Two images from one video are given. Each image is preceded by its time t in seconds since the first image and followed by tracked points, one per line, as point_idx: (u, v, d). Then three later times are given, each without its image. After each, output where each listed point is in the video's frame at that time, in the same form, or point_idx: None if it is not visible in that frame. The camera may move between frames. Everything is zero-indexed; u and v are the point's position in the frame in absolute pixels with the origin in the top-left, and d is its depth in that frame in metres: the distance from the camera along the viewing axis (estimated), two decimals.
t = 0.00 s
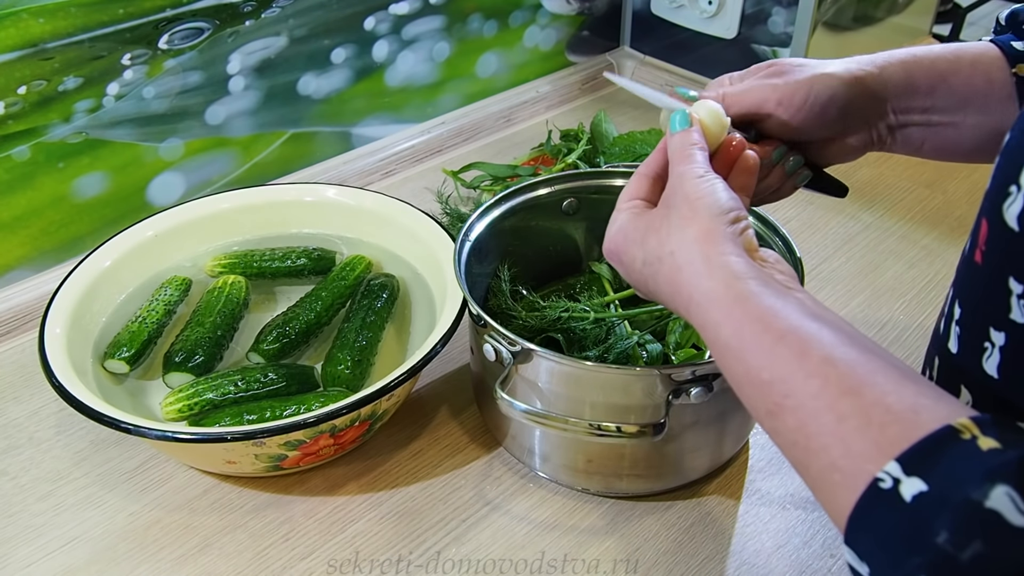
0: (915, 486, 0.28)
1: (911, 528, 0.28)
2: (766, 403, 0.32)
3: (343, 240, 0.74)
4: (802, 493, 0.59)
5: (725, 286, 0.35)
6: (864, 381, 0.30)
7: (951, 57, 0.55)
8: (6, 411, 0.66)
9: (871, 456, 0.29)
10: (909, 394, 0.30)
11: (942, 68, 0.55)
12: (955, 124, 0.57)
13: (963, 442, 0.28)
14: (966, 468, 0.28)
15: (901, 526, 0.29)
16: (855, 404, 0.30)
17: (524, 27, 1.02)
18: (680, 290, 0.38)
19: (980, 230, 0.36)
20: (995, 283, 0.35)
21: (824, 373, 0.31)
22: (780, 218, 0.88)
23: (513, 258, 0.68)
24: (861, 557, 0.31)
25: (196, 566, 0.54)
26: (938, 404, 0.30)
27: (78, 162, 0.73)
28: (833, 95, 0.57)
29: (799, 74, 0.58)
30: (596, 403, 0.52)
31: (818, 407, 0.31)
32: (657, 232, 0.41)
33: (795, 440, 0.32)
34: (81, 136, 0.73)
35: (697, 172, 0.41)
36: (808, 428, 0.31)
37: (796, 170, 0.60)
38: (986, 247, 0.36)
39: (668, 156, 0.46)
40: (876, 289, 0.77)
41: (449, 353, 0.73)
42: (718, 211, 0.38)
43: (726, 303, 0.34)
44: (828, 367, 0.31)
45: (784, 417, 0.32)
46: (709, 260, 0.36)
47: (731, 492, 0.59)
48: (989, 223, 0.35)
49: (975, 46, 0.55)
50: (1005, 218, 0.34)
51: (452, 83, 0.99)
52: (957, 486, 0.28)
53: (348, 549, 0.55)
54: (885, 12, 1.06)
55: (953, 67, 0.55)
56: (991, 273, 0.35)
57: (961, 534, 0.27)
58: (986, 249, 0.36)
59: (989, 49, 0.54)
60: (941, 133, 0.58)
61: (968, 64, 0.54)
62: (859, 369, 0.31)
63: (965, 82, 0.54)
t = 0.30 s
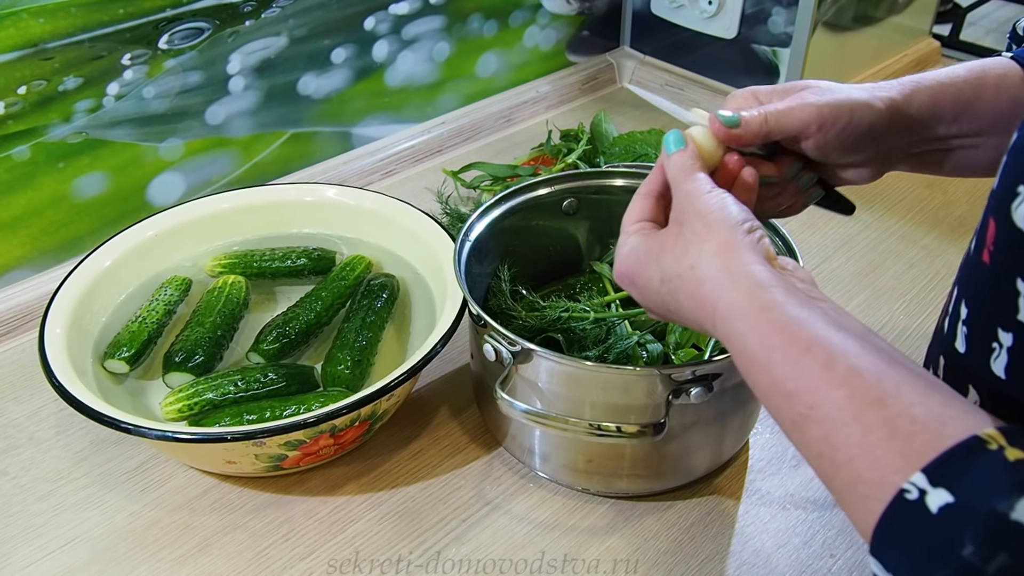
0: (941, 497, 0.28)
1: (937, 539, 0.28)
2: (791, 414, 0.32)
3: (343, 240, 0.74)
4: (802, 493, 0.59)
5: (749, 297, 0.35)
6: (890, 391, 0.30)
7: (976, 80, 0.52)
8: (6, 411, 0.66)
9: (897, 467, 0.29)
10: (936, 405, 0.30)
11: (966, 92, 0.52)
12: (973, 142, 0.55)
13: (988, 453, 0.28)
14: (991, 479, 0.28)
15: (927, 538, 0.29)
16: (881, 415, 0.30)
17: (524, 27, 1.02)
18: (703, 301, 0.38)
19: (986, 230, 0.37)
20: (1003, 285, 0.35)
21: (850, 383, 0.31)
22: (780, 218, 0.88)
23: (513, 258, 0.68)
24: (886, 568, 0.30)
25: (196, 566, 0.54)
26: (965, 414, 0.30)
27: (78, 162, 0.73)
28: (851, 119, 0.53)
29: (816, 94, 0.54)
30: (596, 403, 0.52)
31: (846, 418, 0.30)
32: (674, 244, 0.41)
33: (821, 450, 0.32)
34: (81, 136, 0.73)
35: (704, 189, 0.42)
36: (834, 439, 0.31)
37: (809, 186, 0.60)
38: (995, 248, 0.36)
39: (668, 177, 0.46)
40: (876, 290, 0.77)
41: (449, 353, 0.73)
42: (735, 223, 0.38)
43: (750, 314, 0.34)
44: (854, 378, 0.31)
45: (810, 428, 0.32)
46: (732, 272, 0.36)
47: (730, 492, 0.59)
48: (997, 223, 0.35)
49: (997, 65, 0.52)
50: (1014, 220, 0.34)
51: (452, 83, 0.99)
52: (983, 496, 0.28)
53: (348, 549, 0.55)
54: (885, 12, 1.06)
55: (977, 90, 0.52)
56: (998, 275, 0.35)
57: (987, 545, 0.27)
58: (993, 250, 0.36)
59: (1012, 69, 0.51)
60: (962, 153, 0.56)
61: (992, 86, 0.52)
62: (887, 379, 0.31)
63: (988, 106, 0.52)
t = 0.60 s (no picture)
0: (932, 488, 0.28)
1: (928, 531, 0.28)
2: (779, 406, 0.32)
3: (343, 239, 0.74)
4: (802, 493, 0.59)
5: (738, 289, 0.35)
6: (878, 384, 0.30)
7: (959, 93, 0.54)
8: (6, 411, 0.66)
9: (886, 458, 0.29)
10: (924, 398, 0.30)
11: (949, 105, 0.55)
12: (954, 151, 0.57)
13: (976, 445, 0.28)
14: (981, 471, 0.28)
15: (918, 529, 0.29)
16: (869, 407, 0.30)
17: (524, 27, 1.02)
18: (692, 295, 0.38)
19: (985, 236, 0.37)
20: (999, 290, 0.35)
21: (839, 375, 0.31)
22: (780, 218, 0.88)
23: (513, 258, 0.68)
24: (877, 559, 0.30)
25: (196, 565, 0.54)
26: (960, 409, 0.30)
27: (77, 162, 0.73)
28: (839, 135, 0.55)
29: (803, 111, 0.54)
30: (597, 403, 0.52)
31: (834, 410, 0.31)
32: (666, 238, 0.41)
33: (809, 442, 0.32)
34: (81, 136, 0.73)
35: (697, 180, 0.42)
36: (822, 431, 0.31)
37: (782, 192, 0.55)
38: (992, 254, 0.36)
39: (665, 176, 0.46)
40: (877, 290, 0.77)
41: (449, 353, 0.73)
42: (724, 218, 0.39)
43: (739, 307, 0.34)
44: (842, 370, 0.31)
45: (799, 419, 0.32)
46: (720, 266, 0.36)
47: (730, 492, 0.59)
48: (995, 229, 0.35)
49: (980, 73, 0.54)
50: (1011, 225, 0.34)
51: (452, 83, 0.99)
52: (974, 488, 0.28)
53: (348, 549, 0.55)
54: (885, 11, 1.06)
55: (960, 104, 0.54)
56: (995, 280, 0.36)
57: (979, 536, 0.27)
58: (990, 255, 0.36)
59: (995, 77, 0.54)
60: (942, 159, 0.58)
61: (975, 98, 0.54)
62: (875, 372, 0.31)
63: (971, 121, 0.55)
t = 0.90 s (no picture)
0: (908, 467, 0.29)
1: (900, 508, 0.29)
2: (770, 387, 0.33)
3: (343, 240, 0.74)
4: (802, 493, 0.59)
5: (736, 273, 0.35)
6: (866, 369, 0.31)
7: (942, 112, 0.54)
8: (6, 411, 0.66)
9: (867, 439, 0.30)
10: (908, 384, 0.31)
11: (931, 124, 0.54)
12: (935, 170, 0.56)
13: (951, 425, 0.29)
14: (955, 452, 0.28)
15: (892, 505, 0.29)
16: (856, 390, 0.30)
17: (524, 27, 1.02)
18: (693, 282, 0.38)
19: (960, 233, 0.36)
20: (976, 287, 0.35)
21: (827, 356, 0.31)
22: (780, 219, 0.88)
23: (513, 259, 0.68)
24: (853, 536, 0.31)
25: (196, 565, 0.54)
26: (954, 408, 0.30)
27: (77, 162, 0.73)
28: (815, 159, 0.55)
29: (780, 138, 0.55)
30: (597, 403, 0.52)
31: (822, 391, 0.31)
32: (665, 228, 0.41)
33: (796, 424, 0.32)
34: (81, 136, 0.73)
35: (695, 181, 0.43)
36: (809, 413, 0.31)
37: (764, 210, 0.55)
38: (965, 250, 0.35)
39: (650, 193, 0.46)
40: (877, 290, 0.77)
41: (449, 353, 0.73)
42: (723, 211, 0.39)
43: (736, 290, 0.35)
44: (832, 354, 0.31)
45: (787, 400, 0.32)
46: (719, 253, 0.37)
47: (730, 492, 0.59)
48: (968, 227, 0.35)
49: (965, 91, 0.53)
50: (983, 222, 0.34)
51: (452, 83, 0.99)
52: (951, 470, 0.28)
53: (348, 549, 0.55)
54: (885, 11, 1.06)
55: (943, 124, 0.54)
56: (971, 276, 0.35)
57: (949, 514, 0.28)
58: (965, 252, 0.35)
59: (979, 95, 0.53)
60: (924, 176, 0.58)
61: (959, 116, 0.53)
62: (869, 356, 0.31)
63: (953, 139, 0.54)
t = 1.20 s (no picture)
0: (812, 446, 0.27)
1: (801, 481, 0.27)
2: (682, 369, 0.31)
3: (343, 240, 0.74)
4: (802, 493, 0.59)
5: (666, 255, 0.34)
6: (778, 355, 0.30)
7: (897, 46, 0.52)
8: (6, 411, 0.66)
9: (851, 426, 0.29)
10: (823, 373, 0.29)
11: (887, 57, 0.52)
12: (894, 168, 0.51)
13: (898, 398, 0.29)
14: (868, 410, 0.28)
15: (799, 480, 0.27)
16: (770, 374, 0.29)
17: (524, 27, 1.02)
18: (608, 275, 0.36)
19: (962, 237, 0.37)
20: (975, 290, 0.36)
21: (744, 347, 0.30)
22: (780, 218, 0.88)
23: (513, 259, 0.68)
24: (748, 515, 0.28)
25: (196, 565, 0.54)
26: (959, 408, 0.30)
27: (77, 162, 0.73)
28: (757, 104, 0.53)
29: (727, 78, 0.54)
30: (597, 403, 0.52)
31: (733, 378, 0.30)
32: (585, 220, 0.40)
33: (705, 407, 0.30)
34: (81, 136, 0.73)
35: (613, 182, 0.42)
36: (723, 400, 0.30)
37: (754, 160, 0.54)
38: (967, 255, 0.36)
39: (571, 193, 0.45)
40: (878, 290, 0.77)
41: (449, 353, 0.73)
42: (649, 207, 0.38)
43: (664, 270, 0.34)
44: (748, 338, 0.30)
45: (697, 384, 0.31)
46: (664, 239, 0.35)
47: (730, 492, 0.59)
48: (968, 231, 0.35)
49: (927, 33, 0.51)
50: (982, 228, 0.34)
51: (452, 83, 0.99)
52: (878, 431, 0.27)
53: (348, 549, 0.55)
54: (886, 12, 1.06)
55: (898, 57, 0.52)
56: (972, 280, 0.36)
57: (851, 477, 0.27)
58: (967, 256, 0.36)
59: (942, 38, 0.50)
60: (891, 117, 0.54)
61: (916, 53, 0.51)
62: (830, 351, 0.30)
63: (909, 70, 0.51)
